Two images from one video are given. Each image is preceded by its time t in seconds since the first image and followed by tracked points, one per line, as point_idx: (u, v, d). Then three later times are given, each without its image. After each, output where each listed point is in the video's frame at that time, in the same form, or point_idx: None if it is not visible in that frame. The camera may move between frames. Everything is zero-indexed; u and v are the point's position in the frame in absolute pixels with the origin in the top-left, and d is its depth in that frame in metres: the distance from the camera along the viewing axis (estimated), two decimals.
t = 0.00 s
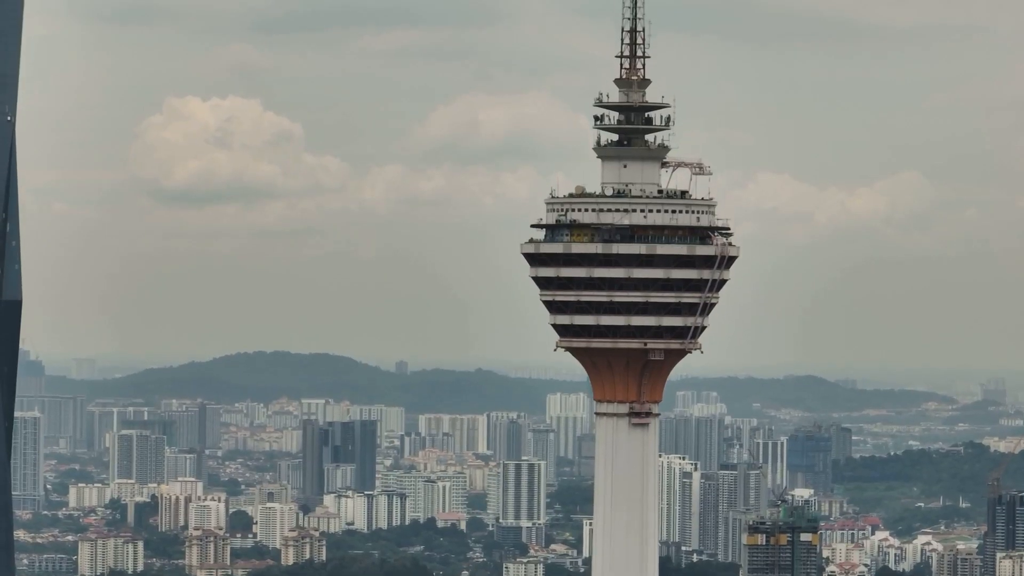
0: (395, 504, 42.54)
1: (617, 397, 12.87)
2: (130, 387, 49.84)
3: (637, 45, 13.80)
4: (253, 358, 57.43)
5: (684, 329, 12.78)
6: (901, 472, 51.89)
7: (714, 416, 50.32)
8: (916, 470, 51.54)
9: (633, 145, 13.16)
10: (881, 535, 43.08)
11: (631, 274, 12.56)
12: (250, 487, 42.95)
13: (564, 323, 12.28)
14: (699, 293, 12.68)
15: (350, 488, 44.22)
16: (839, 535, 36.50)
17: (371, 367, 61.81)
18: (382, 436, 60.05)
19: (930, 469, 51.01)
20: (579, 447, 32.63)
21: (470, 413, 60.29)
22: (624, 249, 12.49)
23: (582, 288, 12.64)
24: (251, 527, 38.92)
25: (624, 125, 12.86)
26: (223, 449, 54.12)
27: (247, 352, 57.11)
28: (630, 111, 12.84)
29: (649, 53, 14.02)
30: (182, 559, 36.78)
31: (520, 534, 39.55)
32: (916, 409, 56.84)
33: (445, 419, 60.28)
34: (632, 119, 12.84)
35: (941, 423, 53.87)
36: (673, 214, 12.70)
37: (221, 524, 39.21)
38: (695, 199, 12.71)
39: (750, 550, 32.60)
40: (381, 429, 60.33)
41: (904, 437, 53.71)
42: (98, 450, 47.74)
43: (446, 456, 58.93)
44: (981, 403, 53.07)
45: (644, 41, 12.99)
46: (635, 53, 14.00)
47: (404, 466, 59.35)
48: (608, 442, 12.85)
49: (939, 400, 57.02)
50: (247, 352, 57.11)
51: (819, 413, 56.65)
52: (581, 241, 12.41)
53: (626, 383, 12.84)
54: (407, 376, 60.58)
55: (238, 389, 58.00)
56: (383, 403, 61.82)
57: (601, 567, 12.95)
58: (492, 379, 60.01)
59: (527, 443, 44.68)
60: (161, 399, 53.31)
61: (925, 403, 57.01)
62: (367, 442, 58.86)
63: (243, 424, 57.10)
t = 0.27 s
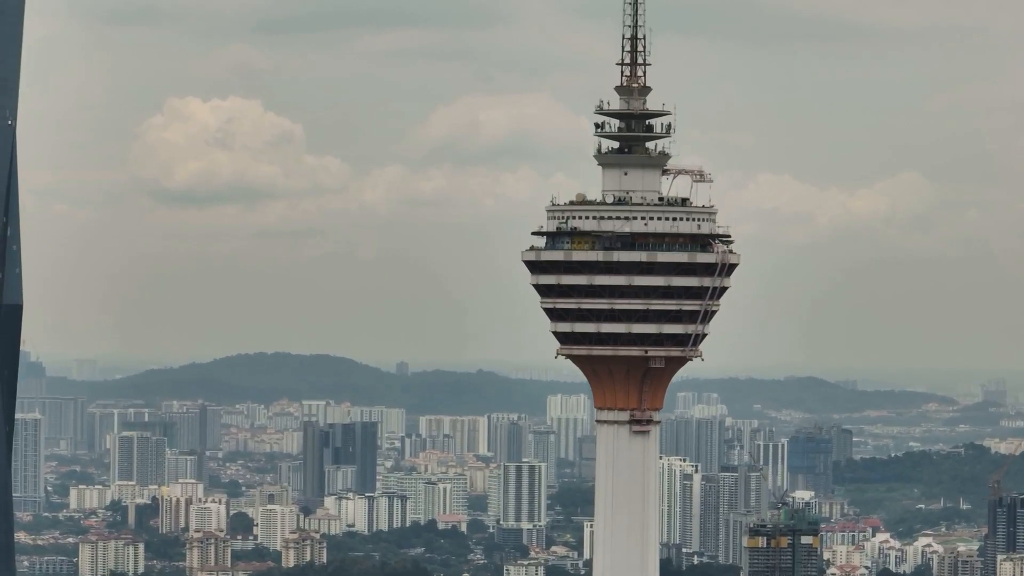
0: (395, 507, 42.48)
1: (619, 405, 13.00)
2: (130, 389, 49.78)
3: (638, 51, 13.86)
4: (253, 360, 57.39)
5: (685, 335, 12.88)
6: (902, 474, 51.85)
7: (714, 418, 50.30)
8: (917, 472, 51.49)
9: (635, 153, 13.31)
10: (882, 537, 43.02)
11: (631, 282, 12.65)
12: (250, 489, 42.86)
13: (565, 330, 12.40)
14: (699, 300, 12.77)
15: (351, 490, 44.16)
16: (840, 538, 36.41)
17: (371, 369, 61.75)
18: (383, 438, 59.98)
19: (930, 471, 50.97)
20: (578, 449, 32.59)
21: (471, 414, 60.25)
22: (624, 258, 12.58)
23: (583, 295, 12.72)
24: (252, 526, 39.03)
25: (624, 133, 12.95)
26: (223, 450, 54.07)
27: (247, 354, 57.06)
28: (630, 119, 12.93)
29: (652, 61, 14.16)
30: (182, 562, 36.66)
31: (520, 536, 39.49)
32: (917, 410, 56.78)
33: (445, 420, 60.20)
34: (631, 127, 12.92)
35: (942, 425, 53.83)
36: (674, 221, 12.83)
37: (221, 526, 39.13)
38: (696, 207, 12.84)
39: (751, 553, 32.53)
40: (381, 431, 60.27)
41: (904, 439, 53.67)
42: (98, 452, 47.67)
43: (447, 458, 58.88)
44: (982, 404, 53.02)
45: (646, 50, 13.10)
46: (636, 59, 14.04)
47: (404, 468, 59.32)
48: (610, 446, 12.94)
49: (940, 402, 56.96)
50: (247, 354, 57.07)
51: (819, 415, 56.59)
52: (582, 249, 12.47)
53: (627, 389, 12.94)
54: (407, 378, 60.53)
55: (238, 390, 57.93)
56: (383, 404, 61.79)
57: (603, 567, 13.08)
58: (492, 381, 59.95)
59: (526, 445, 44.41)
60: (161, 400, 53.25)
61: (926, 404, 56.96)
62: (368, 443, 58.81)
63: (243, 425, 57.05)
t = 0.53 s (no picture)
0: (396, 508, 42.45)
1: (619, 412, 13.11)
2: (131, 389, 49.69)
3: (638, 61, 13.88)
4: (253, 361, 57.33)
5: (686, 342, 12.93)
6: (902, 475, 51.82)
7: (715, 419, 50.24)
8: (917, 473, 51.45)
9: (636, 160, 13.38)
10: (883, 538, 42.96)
11: (631, 288, 12.75)
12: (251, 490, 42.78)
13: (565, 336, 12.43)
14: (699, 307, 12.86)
15: (351, 491, 44.08)
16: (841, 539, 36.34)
17: (371, 370, 61.68)
18: (383, 439, 59.96)
19: (930, 471, 50.96)
20: (579, 450, 32.58)
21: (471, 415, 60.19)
22: (624, 264, 12.68)
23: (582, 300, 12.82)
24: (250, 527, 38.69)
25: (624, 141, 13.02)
26: (223, 451, 54.00)
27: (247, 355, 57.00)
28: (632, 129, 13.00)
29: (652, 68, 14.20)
30: (182, 563, 36.57)
31: (521, 537, 39.52)
32: (917, 411, 56.72)
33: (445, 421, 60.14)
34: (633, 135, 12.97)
35: (943, 426, 53.77)
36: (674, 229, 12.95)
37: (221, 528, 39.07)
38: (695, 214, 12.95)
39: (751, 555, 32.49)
40: (381, 432, 60.20)
41: (904, 440, 53.63)
42: (99, 453, 47.58)
43: (447, 459, 58.84)
44: (983, 405, 52.98)
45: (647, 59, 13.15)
46: (637, 70, 14.05)
47: (404, 469, 59.27)
48: (609, 448, 13.03)
49: (940, 403, 56.91)
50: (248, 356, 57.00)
51: (820, 416, 56.54)
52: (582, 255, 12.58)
53: (628, 396, 13.02)
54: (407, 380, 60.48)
55: (239, 391, 57.86)
56: (382, 405, 61.70)
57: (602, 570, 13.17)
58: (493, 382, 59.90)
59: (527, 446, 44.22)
60: (162, 401, 53.18)
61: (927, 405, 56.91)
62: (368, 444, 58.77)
63: (244, 426, 56.99)
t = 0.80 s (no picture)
0: (397, 507, 42.43)
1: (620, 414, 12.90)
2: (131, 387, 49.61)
3: (641, 63, 13.70)
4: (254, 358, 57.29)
5: (687, 345, 12.76)
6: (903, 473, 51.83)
7: (716, 417, 50.18)
8: (918, 471, 51.43)
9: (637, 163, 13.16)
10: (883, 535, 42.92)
11: (633, 292, 12.56)
12: (251, 487, 42.63)
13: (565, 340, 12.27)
14: (699, 311, 12.68)
15: (352, 489, 43.88)
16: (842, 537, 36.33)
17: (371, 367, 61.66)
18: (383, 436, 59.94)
19: (930, 469, 50.96)
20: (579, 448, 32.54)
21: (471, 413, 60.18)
22: (626, 267, 12.49)
23: (583, 303, 12.63)
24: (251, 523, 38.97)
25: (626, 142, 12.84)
26: (224, 449, 53.95)
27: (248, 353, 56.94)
28: (633, 131, 12.83)
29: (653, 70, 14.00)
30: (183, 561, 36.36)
31: (521, 535, 39.61)
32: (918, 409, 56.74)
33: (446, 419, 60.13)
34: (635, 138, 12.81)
35: (943, 424, 53.76)
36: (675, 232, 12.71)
37: (222, 526, 38.95)
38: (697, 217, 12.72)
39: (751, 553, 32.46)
40: (381, 430, 60.20)
41: (905, 437, 53.60)
42: (98, 450, 47.52)
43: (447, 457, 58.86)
44: (983, 403, 52.99)
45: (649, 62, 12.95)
46: (638, 72, 13.84)
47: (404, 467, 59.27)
48: (610, 450, 12.85)
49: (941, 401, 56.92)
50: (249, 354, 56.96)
51: (820, 414, 56.53)
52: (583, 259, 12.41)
53: (629, 397, 12.84)
54: (407, 377, 60.46)
55: (239, 388, 57.79)
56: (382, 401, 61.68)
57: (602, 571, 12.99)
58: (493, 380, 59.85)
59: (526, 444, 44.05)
60: (162, 399, 53.07)
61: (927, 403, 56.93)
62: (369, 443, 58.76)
63: (244, 424, 56.92)
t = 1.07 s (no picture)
0: (397, 500, 42.12)
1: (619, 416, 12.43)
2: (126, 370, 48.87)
3: (643, 63, 13.38)
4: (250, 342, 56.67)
5: (687, 345, 12.32)
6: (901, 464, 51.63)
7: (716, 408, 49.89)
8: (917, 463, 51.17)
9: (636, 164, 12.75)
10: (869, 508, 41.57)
11: (632, 292, 12.15)
12: (252, 479, 40.66)
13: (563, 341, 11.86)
14: (700, 311, 12.25)
15: (352, 482, 42.47)
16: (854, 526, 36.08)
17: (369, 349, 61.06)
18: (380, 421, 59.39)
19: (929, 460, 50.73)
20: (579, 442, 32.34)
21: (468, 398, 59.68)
22: (625, 266, 12.11)
23: (581, 303, 12.23)
24: (251, 513, 37.29)
25: (625, 143, 12.51)
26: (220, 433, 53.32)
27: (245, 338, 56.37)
28: (633, 130, 12.50)
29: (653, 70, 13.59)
30: (181, 556, 33.88)
31: (522, 529, 39.75)
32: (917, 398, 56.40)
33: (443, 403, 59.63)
34: (634, 137, 12.48)
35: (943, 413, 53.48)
36: (674, 233, 12.30)
37: (222, 520, 37.13)
38: (696, 219, 12.32)
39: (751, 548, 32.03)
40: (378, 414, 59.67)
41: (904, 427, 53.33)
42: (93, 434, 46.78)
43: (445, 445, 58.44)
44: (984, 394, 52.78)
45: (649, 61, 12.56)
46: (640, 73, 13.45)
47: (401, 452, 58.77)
48: (610, 450, 12.39)
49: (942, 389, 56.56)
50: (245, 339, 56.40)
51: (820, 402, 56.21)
52: (582, 256, 12.02)
53: (628, 399, 12.37)
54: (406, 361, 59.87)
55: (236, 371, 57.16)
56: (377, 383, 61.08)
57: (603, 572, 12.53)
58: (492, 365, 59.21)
59: (528, 437, 43.51)
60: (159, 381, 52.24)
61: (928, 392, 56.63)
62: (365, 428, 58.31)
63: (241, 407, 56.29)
